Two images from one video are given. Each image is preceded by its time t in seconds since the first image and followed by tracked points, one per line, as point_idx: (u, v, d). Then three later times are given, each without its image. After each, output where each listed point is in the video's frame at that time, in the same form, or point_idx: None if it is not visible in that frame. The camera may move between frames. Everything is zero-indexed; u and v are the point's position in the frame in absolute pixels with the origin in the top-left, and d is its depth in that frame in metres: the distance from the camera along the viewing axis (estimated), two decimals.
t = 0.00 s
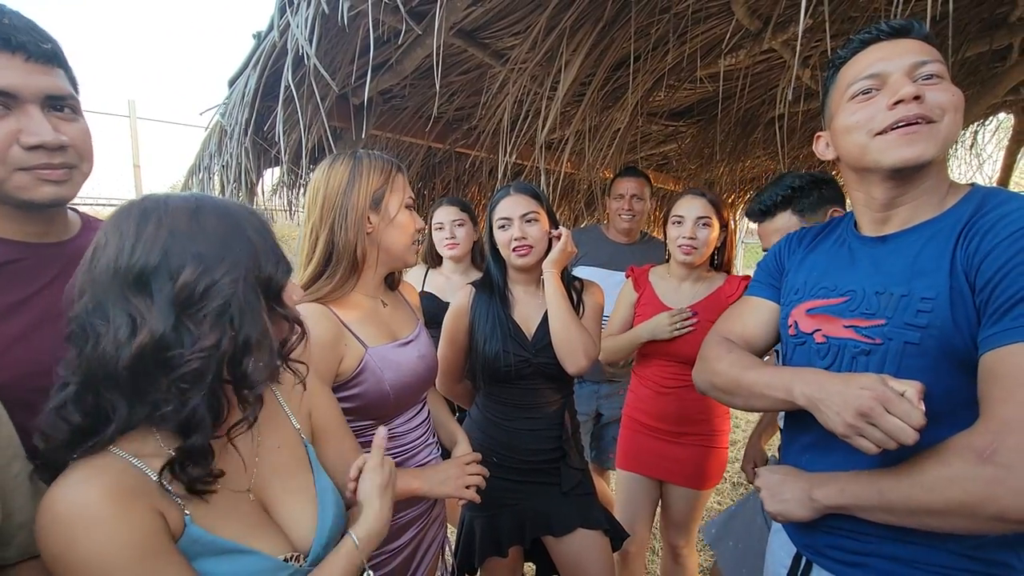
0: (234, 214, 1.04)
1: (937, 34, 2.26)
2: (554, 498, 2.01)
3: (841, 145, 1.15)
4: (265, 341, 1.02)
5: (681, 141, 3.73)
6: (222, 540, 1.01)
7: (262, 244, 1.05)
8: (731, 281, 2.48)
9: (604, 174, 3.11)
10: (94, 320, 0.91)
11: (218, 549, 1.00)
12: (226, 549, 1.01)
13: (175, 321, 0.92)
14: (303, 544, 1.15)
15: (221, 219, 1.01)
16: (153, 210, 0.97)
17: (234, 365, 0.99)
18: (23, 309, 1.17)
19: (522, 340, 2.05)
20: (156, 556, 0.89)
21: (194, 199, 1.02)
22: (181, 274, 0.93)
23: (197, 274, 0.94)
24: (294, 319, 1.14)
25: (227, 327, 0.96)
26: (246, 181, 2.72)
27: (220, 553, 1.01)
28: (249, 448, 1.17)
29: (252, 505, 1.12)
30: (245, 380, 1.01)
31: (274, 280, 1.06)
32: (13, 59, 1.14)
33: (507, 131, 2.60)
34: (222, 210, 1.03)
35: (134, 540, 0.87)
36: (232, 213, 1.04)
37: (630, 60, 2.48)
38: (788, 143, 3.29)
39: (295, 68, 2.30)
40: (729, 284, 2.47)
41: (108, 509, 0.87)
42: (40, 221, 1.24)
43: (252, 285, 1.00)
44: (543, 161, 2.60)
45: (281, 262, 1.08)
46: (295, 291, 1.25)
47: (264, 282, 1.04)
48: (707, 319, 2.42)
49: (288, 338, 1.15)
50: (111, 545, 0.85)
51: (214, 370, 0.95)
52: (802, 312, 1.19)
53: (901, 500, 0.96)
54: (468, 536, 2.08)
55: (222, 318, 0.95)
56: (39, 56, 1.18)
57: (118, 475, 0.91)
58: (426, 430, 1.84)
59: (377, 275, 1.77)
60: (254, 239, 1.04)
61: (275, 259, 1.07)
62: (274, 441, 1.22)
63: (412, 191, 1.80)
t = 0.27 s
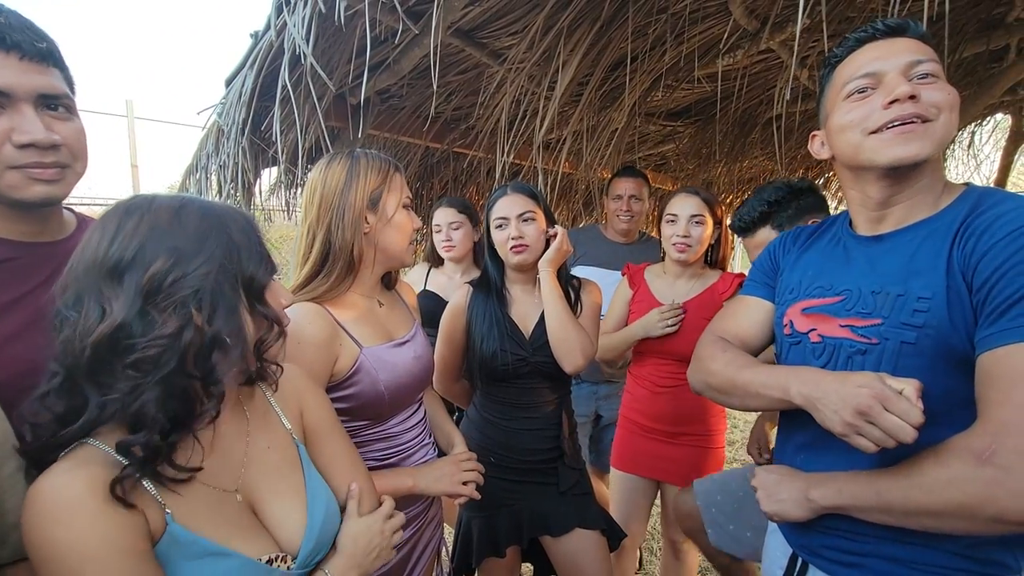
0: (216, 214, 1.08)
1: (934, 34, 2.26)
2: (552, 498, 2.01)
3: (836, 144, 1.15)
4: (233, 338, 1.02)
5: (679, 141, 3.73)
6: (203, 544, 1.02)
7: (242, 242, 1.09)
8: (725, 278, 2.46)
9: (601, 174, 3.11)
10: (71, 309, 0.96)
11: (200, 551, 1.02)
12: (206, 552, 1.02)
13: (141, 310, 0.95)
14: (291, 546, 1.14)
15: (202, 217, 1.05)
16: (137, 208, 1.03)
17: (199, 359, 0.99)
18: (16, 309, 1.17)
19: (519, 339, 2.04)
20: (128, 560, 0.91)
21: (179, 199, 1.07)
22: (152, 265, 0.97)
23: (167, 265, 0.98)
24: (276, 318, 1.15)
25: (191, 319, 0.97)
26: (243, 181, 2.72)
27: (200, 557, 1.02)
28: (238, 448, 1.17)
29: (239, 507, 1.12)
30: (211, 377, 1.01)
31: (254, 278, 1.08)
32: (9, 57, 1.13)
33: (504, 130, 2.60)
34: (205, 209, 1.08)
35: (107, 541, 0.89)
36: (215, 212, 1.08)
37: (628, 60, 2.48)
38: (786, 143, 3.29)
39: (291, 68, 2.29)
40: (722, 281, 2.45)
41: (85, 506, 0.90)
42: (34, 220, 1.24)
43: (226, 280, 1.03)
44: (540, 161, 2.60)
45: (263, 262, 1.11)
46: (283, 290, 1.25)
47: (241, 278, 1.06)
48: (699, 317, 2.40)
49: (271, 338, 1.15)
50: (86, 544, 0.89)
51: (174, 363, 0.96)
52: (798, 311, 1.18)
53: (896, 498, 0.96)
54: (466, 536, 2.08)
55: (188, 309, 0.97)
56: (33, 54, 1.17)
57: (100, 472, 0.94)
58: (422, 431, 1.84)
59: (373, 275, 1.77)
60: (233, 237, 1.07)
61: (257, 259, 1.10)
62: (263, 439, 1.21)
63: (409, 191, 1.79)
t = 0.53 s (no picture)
0: (206, 213, 1.09)
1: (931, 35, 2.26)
2: (550, 498, 2.01)
3: (835, 147, 1.16)
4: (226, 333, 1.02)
5: (677, 141, 3.74)
6: (195, 546, 1.01)
7: (232, 241, 1.09)
8: (718, 279, 2.45)
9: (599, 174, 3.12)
10: (63, 310, 0.97)
11: (193, 552, 1.01)
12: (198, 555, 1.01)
13: (131, 308, 0.96)
14: (286, 548, 1.14)
15: (192, 216, 1.06)
16: (126, 207, 1.03)
17: (195, 356, 1.00)
18: (14, 308, 1.17)
19: (517, 340, 2.05)
20: (118, 560, 0.90)
21: (169, 199, 1.08)
22: (141, 263, 0.97)
23: (156, 264, 0.98)
24: (269, 316, 1.16)
25: (181, 317, 0.98)
26: (241, 182, 2.72)
27: (193, 560, 1.01)
28: (236, 448, 1.17)
29: (235, 508, 1.12)
30: (210, 372, 1.02)
31: (244, 277, 1.09)
32: (9, 54, 1.13)
33: (503, 131, 2.61)
34: (195, 209, 1.08)
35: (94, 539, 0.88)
36: (206, 212, 1.09)
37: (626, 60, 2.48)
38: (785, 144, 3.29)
39: (290, 68, 2.29)
40: (715, 283, 2.45)
41: (77, 505, 0.90)
42: (34, 219, 1.24)
43: (215, 278, 1.03)
44: (539, 161, 2.60)
45: (253, 260, 1.11)
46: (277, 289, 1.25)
47: (231, 276, 1.06)
48: (692, 319, 2.41)
49: (265, 335, 1.15)
50: (75, 543, 0.88)
51: (170, 361, 0.97)
52: (794, 308, 1.20)
53: (893, 497, 0.96)
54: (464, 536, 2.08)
55: (177, 307, 0.98)
56: (33, 51, 1.18)
57: (92, 473, 0.94)
58: (420, 430, 1.84)
59: (371, 275, 1.77)
60: (223, 235, 1.08)
61: (247, 259, 1.10)
62: (261, 440, 1.21)
63: (408, 191, 1.80)
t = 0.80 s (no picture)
0: (196, 214, 1.09)
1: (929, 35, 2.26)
2: (547, 498, 2.01)
3: (840, 146, 1.17)
4: (215, 332, 1.02)
5: (676, 141, 3.74)
6: (189, 549, 1.01)
7: (223, 241, 1.09)
8: (715, 278, 2.46)
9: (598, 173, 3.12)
10: (57, 317, 0.96)
11: (188, 555, 1.01)
12: (193, 559, 1.01)
13: (121, 312, 0.96)
14: (283, 551, 1.14)
15: (181, 217, 1.06)
16: (115, 211, 1.03)
17: (186, 357, 0.99)
18: (11, 308, 1.16)
19: (515, 340, 2.04)
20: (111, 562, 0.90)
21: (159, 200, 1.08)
22: (130, 266, 0.97)
23: (145, 266, 0.98)
24: (264, 316, 1.15)
25: (172, 318, 0.98)
26: (239, 182, 2.71)
27: (188, 563, 1.01)
28: (233, 451, 1.17)
29: (231, 511, 1.12)
30: (200, 375, 1.01)
31: (236, 275, 1.08)
32: (14, 53, 1.14)
33: (501, 131, 2.60)
34: (185, 210, 1.08)
35: (87, 544, 0.89)
36: (196, 213, 1.09)
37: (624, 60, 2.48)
38: (782, 143, 3.29)
39: (287, 68, 2.29)
40: (713, 280, 2.46)
41: (71, 509, 0.90)
42: (32, 218, 1.23)
43: (206, 279, 1.03)
44: (537, 161, 2.60)
45: (245, 259, 1.11)
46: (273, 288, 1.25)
47: (222, 276, 1.06)
48: (693, 317, 2.43)
49: (258, 334, 1.13)
50: (68, 546, 0.88)
51: (160, 364, 0.97)
52: (797, 313, 1.24)
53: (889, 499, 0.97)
54: (461, 537, 2.07)
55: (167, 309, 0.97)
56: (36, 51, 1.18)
57: (87, 477, 0.95)
58: (418, 431, 1.84)
59: (369, 275, 1.77)
60: (213, 236, 1.08)
61: (238, 257, 1.10)
62: (259, 443, 1.21)
63: (405, 191, 1.79)
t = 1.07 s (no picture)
0: (200, 214, 1.08)
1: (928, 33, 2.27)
2: (547, 498, 2.01)
3: (836, 147, 1.17)
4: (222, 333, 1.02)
5: (675, 140, 3.74)
6: (189, 548, 1.01)
7: (226, 240, 1.08)
8: (716, 277, 2.46)
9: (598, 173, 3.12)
10: (62, 317, 0.96)
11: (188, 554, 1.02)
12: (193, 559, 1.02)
13: (126, 312, 0.95)
14: (280, 552, 1.14)
15: (185, 217, 1.05)
16: (119, 210, 1.02)
17: (189, 358, 0.99)
18: (12, 309, 1.16)
19: (514, 340, 2.04)
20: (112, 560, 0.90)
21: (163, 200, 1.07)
22: (135, 267, 0.97)
23: (149, 267, 0.98)
24: (268, 314, 1.14)
25: (176, 318, 0.97)
26: (238, 181, 2.71)
27: (188, 562, 1.02)
28: (233, 452, 1.17)
29: (230, 512, 1.12)
30: (204, 375, 1.01)
31: (239, 275, 1.08)
32: (51, 68, 1.17)
33: (500, 130, 2.60)
34: (188, 209, 1.08)
35: (88, 543, 0.89)
36: (199, 212, 1.08)
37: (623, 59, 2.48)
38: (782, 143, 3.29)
39: (286, 67, 2.29)
40: (714, 280, 2.46)
41: (74, 507, 0.90)
42: (33, 220, 1.23)
43: (209, 279, 1.02)
44: (537, 161, 2.60)
45: (248, 259, 1.10)
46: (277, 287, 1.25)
47: (226, 276, 1.06)
48: (694, 317, 2.43)
49: (263, 335, 1.12)
50: (71, 543, 0.88)
51: (163, 364, 0.96)
52: (797, 314, 1.25)
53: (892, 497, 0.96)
54: (461, 538, 2.07)
55: (171, 312, 0.97)
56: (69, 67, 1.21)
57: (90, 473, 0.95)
58: (418, 430, 1.84)
59: (367, 275, 1.77)
60: (216, 236, 1.07)
61: (243, 256, 1.10)
62: (259, 444, 1.21)
63: (404, 190, 1.78)
